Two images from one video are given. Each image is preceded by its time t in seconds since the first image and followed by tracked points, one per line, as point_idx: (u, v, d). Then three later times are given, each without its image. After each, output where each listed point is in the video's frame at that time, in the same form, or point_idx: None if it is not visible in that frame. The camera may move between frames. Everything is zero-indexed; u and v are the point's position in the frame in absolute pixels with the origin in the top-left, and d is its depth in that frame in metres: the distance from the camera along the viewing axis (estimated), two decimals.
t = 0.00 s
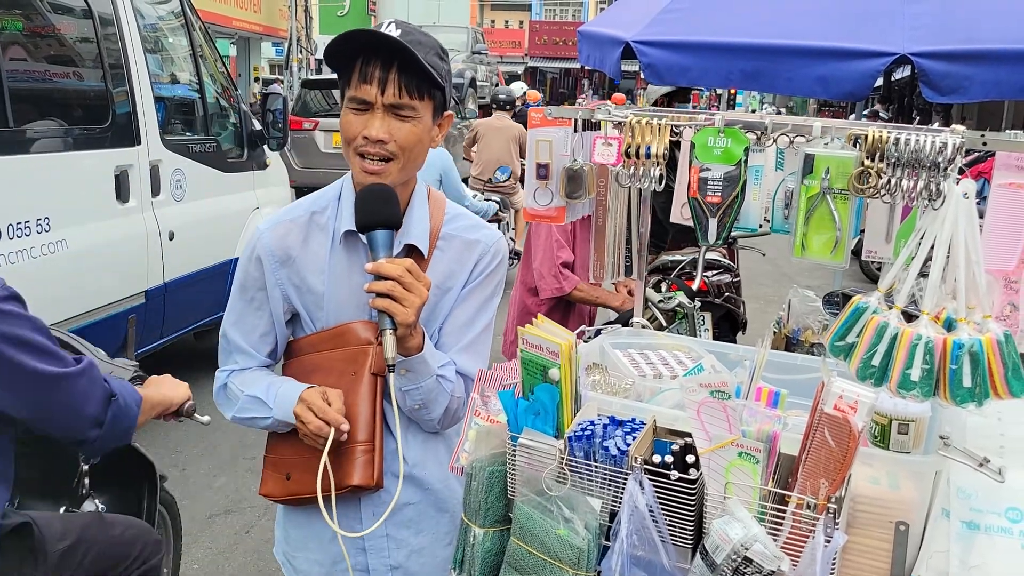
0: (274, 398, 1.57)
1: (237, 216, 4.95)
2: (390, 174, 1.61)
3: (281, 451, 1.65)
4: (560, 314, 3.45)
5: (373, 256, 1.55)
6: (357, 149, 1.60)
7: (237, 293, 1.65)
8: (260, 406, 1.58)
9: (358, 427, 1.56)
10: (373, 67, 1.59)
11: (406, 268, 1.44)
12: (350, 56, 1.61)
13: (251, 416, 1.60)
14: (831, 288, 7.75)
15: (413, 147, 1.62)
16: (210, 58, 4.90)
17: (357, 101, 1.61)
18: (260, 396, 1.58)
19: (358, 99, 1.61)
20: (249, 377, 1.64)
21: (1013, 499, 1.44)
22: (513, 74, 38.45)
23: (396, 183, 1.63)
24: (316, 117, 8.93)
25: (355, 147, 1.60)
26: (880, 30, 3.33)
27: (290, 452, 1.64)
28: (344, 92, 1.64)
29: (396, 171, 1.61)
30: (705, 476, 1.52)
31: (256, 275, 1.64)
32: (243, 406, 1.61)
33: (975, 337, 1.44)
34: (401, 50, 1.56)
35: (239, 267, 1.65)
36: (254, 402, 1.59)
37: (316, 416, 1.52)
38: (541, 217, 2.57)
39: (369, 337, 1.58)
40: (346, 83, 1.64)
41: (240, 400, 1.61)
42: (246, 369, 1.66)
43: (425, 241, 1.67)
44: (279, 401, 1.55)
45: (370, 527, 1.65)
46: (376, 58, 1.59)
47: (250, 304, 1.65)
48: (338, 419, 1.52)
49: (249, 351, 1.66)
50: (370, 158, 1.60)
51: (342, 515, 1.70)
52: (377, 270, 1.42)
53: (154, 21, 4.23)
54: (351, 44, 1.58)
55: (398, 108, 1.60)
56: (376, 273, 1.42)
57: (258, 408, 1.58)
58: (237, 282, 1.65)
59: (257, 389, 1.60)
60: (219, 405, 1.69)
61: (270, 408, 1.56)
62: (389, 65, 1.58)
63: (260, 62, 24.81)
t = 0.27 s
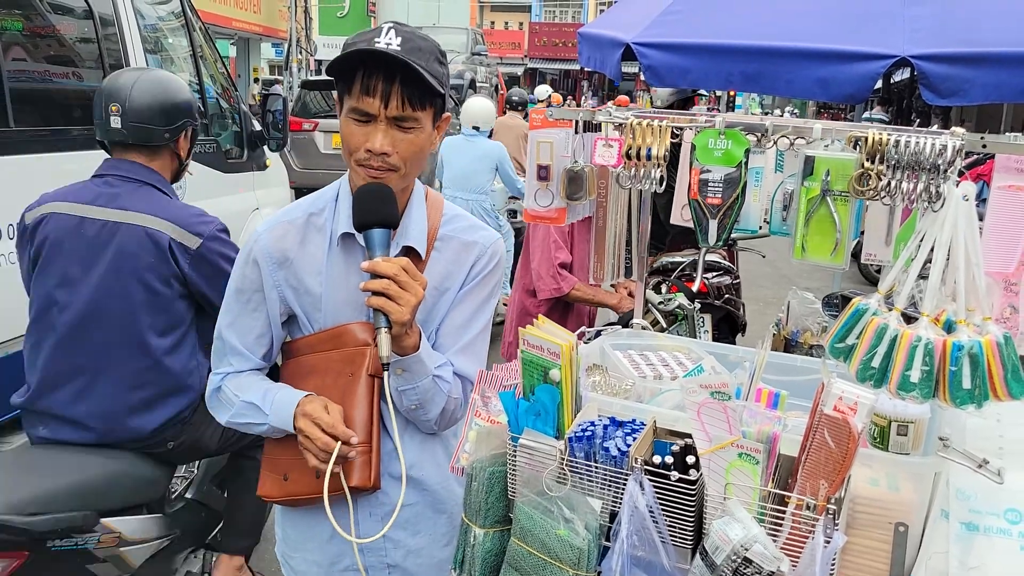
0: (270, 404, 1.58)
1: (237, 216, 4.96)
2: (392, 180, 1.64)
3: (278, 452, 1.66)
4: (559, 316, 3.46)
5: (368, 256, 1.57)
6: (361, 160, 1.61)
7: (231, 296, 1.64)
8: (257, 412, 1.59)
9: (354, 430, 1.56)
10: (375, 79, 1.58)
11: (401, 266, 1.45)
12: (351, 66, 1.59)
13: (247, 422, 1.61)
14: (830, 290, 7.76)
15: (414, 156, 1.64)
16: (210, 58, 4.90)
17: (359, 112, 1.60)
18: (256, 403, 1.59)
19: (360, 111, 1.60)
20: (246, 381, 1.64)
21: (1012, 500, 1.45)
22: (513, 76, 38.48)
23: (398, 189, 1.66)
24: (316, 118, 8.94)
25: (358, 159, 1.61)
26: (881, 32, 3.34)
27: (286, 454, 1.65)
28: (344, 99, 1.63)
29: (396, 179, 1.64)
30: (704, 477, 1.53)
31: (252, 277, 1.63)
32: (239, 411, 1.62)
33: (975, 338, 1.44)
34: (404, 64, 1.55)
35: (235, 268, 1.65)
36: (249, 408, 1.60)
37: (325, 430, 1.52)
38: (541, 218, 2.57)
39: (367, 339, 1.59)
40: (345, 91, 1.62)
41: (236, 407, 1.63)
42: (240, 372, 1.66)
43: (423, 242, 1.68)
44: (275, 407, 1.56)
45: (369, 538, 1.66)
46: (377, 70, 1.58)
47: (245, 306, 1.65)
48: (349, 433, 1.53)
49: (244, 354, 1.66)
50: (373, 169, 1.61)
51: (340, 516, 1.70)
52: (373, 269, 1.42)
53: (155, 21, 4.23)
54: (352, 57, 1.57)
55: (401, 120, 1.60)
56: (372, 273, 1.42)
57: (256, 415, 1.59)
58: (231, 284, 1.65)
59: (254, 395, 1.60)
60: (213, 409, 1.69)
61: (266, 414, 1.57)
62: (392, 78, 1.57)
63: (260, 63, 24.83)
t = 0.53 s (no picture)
0: (270, 410, 1.60)
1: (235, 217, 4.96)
2: (389, 182, 1.64)
3: (275, 455, 1.66)
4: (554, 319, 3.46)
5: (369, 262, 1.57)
6: (358, 160, 1.61)
7: (230, 298, 1.65)
8: (257, 419, 1.61)
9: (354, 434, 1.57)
10: (374, 79, 1.59)
11: (401, 274, 1.44)
12: (350, 66, 1.60)
13: (246, 428, 1.63)
14: (828, 291, 7.77)
15: (412, 157, 1.64)
16: (208, 59, 4.91)
17: (357, 112, 1.61)
18: (256, 409, 1.61)
19: (358, 111, 1.60)
20: (246, 386, 1.66)
21: (1005, 501, 1.45)
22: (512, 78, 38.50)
23: (394, 190, 1.66)
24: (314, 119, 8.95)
25: (355, 159, 1.61)
26: (877, 35, 3.35)
27: (283, 458, 1.65)
28: (343, 100, 1.63)
29: (394, 180, 1.64)
30: (698, 478, 1.53)
31: (251, 280, 1.64)
32: (239, 417, 1.64)
33: (968, 341, 1.45)
34: (404, 64, 1.56)
35: (233, 271, 1.65)
36: (249, 415, 1.62)
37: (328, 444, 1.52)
38: (536, 219, 2.58)
39: (366, 342, 1.60)
40: (344, 92, 1.63)
41: (235, 412, 1.65)
42: (239, 375, 1.67)
43: (422, 245, 1.68)
44: (275, 414, 1.58)
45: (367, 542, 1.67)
46: (376, 70, 1.59)
47: (244, 309, 1.65)
48: (351, 448, 1.53)
49: (243, 357, 1.67)
50: (371, 169, 1.62)
51: (338, 518, 1.71)
52: (374, 277, 1.43)
53: (153, 22, 4.24)
54: (352, 57, 1.57)
55: (399, 120, 1.60)
56: (372, 280, 1.43)
57: (256, 422, 1.61)
58: (230, 287, 1.65)
59: (253, 400, 1.62)
60: (212, 413, 1.71)
61: (267, 421, 1.59)
62: (391, 78, 1.58)
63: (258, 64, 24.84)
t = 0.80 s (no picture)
0: (270, 410, 1.60)
1: (232, 217, 4.97)
2: (389, 178, 1.63)
3: (275, 454, 1.66)
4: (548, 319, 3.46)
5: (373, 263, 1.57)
6: (357, 152, 1.61)
7: (230, 297, 1.65)
8: (257, 418, 1.61)
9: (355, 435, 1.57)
10: (375, 71, 1.60)
11: (405, 276, 1.45)
12: (352, 59, 1.61)
13: (246, 427, 1.63)
14: (824, 292, 7.78)
15: (413, 152, 1.63)
16: (205, 60, 4.91)
17: (359, 105, 1.62)
18: (256, 408, 1.61)
19: (359, 103, 1.61)
20: (246, 385, 1.66)
21: (996, 499, 1.46)
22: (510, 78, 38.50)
23: (392, 187, 1.64)
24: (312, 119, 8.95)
25: (356, 151, 1.61)
26: (872, 35, 3.36)
27: (284, 457, 1.65)
28: (345, 93, 1.64)
29: (394, 175, 1.63)
30: (690, 476, 1.53)
31: (252, 279, 1.63)
32: (239, 416, 1.64)
33: (958, 339, 1.45)
34: (406, 54, 1.57)
35: (234, 269, 1.65)
36: (250, 414, 1.62)
37: (332, 444, 1.52)
38: (529, 218, 2.57)
39: (367, 343, 1.60)
40: (346, 85, 1.64)
41: (235, 411, 1.65)
42: (240, 374, 1.68)
43: (423, 245, 1.69)
44: (276, 413, 1.58)
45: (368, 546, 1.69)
46: (378, 62, 1.60)
47: (245, 308, 1.65)
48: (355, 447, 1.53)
49: (243, 356, 1.67)
50: (371, 162, 1.61)
51: (336, 518, 1.71)
52: (377, 280, 1.42)
53: (151, 23, 4.24)
54: (355, 48, 1.59)
55: (400, 112, 1.61)
56: (376, 282, 1.42)
57: (256, 421, 1.61)
58: (230, 285, 1.65)
59: (254, 399, 1.62)
60: (210, 412, 1.71)
61: (268, 420, 1.59)
62: (392, 69, 1.59)
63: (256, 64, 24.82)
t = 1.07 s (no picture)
0: (261, 409, 1.59)
1: (227, 217, 4.95)
2: (383, 176, 1.63)
3: (267, 454, 1.65)
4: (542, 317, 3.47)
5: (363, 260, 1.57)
6: (350, 151, 1.61)
7: (222, 295, 1.65)
8: (247, 417, 1.61)
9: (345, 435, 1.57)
10: (369, 69, 1.59)
11: (394, 273, 1.44)
12: (346, 57, 1.61)
13: (236, 425, 1.62)
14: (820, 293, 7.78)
15: (407, 151, 1.63)
16: (200, 60, 4.90)
17: (352, 103, 1.61)
18: (246, 407, 1.61)
19: (353, 101, 1.61)
20: (236, 384, 1.66)
21: (982, 498, 1.44)
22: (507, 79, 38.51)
23: (386, 186, 1.64)
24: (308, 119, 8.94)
25: (349, 150, 1.60)
26: (866, 36, 3.35)
27: (275, 457, 1.65)
28: (338, 91, 1.64)
29: (387, 173, 1.63)
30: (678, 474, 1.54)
31: (244, 277, 1.63)
32: (229, 415, 1.63)
33: (945, 338, 1.45)
34: (400, 52, 1.57)
35: (225, 268, 1.64)
36: (239, 412, 1.62)
37: (320, 444, 1.52)
38: (519, 217, 2.59)
39: (358, 342, 1.60)
40: (340, 83, 1.64)
41: (225, 410, 1.64)
42: (231, 372, 1.67)
43: (415, 245, 1.69)
44: (265, 412, 1.58)
45: (356, 546, 1.68)
46: (372, 60, 1.60)
47: (236, 306, 1.65)
48: (343, 448, 1.53)
49: (235, 354, 1.67)
50: (364, 161, 1.61)
51: (328, 519, 1.71)
52: (367, 276, 1.42)
53: (146, 22, 4.23)
54: (348, 45, 1.58)
55: (393, 111, 1.61)
56: (366, 278, 1.42)
57: (246, 420, 1.60)
58: (222, 283, 1.65)
59: (244, 398, 1.62)
60: (201, 410, 1.70)
61: (257, 419, 1.59)
62: (386, 67, 1.59)
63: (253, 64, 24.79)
